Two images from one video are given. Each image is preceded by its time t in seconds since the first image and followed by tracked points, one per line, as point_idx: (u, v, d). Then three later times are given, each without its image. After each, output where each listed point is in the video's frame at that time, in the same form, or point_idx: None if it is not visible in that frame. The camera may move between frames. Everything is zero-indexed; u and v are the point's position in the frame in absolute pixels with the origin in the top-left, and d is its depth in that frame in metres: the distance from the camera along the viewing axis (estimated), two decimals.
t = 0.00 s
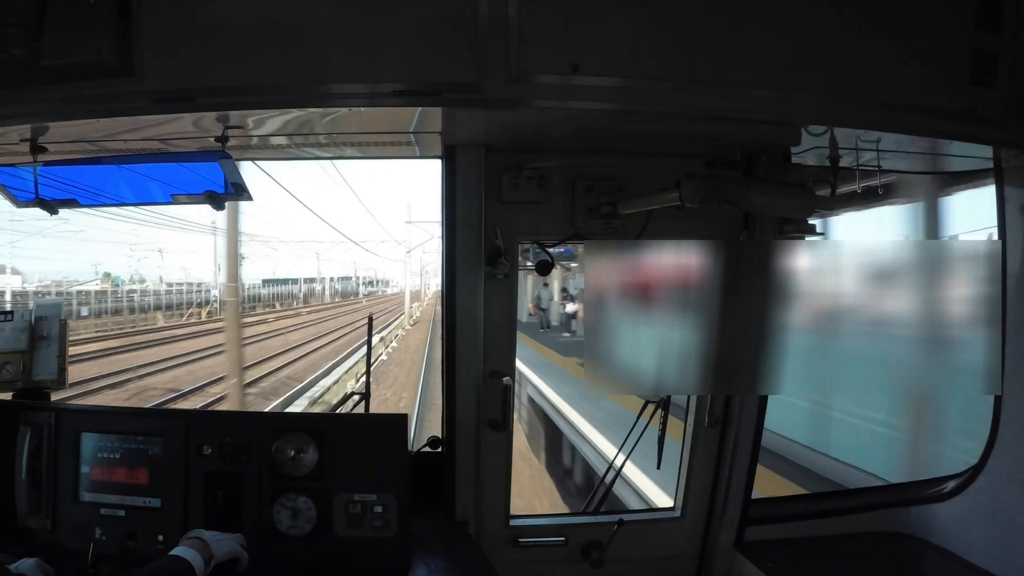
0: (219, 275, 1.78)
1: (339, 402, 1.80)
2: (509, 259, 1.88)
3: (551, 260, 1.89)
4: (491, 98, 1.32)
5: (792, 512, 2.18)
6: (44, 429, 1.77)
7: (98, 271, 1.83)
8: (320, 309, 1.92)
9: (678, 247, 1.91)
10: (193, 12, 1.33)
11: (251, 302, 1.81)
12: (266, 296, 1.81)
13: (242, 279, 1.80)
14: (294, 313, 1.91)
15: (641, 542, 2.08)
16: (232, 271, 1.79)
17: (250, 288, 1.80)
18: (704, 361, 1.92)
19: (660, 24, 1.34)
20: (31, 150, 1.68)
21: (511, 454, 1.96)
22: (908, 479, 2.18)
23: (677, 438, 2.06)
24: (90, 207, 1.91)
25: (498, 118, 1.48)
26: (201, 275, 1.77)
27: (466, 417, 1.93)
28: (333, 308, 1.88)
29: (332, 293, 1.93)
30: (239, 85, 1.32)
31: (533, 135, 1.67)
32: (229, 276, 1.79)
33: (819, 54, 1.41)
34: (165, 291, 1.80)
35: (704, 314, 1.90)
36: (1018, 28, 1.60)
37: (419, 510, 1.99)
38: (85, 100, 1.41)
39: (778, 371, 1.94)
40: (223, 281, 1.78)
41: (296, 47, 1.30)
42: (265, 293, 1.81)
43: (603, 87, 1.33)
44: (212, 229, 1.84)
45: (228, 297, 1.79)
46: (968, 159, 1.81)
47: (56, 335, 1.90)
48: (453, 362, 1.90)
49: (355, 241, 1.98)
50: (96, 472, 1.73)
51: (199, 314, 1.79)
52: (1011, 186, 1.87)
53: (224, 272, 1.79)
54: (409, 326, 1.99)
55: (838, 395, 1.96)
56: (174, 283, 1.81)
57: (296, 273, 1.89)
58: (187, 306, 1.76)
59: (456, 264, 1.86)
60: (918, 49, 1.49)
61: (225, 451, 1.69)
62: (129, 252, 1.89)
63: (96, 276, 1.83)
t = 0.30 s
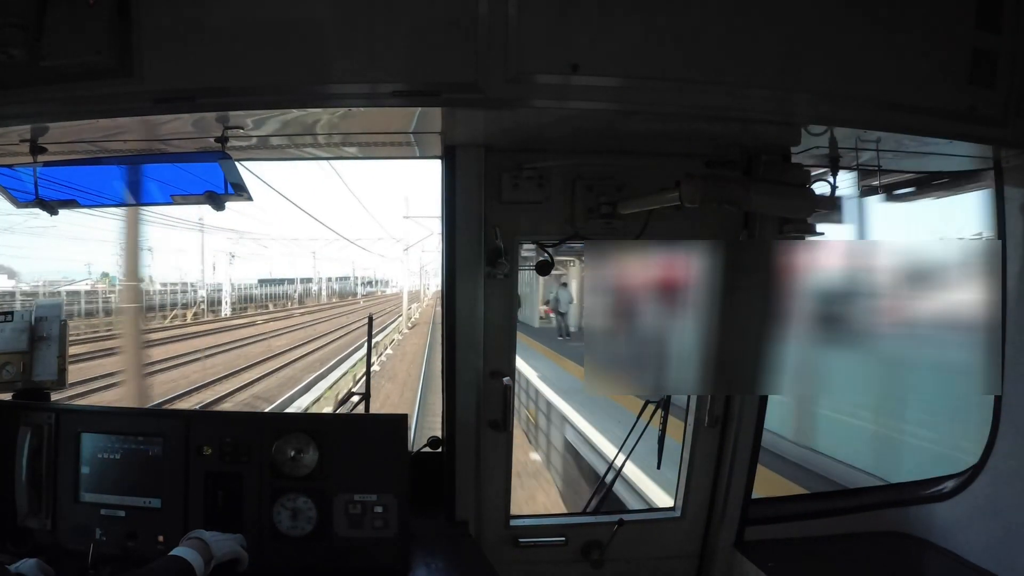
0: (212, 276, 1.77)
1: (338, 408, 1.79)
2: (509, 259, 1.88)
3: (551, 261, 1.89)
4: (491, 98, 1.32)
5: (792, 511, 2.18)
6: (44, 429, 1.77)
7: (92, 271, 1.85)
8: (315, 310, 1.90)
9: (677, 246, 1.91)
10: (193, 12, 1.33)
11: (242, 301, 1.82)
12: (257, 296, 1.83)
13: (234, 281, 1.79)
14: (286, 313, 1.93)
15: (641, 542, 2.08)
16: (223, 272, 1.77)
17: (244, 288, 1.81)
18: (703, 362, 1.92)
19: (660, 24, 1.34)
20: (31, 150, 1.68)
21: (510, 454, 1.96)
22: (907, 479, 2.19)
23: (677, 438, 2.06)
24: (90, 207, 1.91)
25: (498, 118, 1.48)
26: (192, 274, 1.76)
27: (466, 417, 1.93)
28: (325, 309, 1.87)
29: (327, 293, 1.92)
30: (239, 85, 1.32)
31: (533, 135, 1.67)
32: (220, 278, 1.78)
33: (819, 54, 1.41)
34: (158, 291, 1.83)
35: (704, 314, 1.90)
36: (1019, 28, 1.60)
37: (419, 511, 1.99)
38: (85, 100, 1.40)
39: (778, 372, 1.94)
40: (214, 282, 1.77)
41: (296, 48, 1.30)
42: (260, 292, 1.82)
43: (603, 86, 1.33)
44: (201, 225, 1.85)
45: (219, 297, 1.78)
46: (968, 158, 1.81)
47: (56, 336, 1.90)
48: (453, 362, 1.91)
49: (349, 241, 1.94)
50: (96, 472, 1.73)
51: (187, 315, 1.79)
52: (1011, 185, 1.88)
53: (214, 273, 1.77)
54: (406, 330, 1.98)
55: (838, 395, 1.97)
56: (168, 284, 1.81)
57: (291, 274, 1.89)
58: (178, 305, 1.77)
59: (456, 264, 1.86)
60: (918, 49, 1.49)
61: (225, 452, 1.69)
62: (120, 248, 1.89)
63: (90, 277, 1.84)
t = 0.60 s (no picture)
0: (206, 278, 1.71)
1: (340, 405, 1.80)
2: (509, 259, 1.88)
3: (550, 261, 1.89)
4: (491, 98, 1.32)
5: (792, 511, 2.18)
6: (44, 429, 1.77)
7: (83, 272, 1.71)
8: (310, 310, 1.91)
9: (676, 246, 1.91)
10: (193, 11, 1.33)
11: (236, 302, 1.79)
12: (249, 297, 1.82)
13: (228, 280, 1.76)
14: (278, 314, 1.91)
15: (641, 542, 2.08)
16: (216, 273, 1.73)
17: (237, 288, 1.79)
18: (701, 363, 1.92)
19: (660, 24, 1.34)
20: (31, 150, 1.68)
21: (510, 454, 1.96)
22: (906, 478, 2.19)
23: (677, 440, 2.06)
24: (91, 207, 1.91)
25: (498, 118, 1.48)
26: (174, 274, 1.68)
27: (466, 418, 1.93)
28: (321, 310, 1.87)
29: (323, 293, 1.91)
30: (239, 85, 1.32)
31: (533, 135, 1.67)
32: (208, 278, 1.72)
33: (818, 54, 1.41)
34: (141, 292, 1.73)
35: (704, 314, 1.90)
36: (1018, 28, 1.60)
37: (419, 511, 1.99)
38: (85, 100, 1.41)
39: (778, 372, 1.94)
40: (203, 281, 1.70)
41: (296, 48, 1.30)
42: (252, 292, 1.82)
43: (603, 86, 1.33)
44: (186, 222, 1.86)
45: (209, 299, 1.72)
46: (969, 158, 1.81)
47: (56, 335, 1.90)
48: (453, 362, 1.91)
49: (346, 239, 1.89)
50: (96, 471, 1.73)
51: (171, 316, 1.72)
52: (1011, 186, 1.89)
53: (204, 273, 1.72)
54: (404, 335, 1.94)
55: (840, 394, 1.96)
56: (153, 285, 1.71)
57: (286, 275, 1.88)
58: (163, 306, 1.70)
59: (456, 264, 1.86)
60: (918, 49, 1.49)
61: (225, 452, 1.69)
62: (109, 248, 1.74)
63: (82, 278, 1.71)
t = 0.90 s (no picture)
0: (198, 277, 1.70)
1: (339, 402, 1.78)
2: (509, 260, 1.88)
3: (551, 262, 1.89)
4: (491, 98, 1.32)
5: (792, 512, 2.18)
6: (44, 429, 1.77)
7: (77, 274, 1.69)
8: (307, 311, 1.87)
9: (677, 247, 1.91)
10: (194, 11, 1.33)
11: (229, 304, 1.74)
12: (241, 298, 1.77)
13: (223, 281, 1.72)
14: (268, 316, 1.84)
15: (641, 542, 2.08)
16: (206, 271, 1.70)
17: (230, 288, 1.73)
18: (701, 365, 1.92)
19: (660, 25, 1.34)
20: (32, 150, 1.68)
21: (510, 455, 1.96)
22: (906, 478, 2.19)
23: (677, 441, 2.06)
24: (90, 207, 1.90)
25: (499, 118, 1.48)
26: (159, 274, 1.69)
27: (467, 418, 1.93)
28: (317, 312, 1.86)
29: (319, 294, 1.90)
30: (239, 85, 1.32)
31: (533, 135, 1.67)
32: (192, 277, 1.69)
33: (819, 55, 1.41)
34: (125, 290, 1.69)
35: (704, 315, 1.90)
36: (1018, 29, 1.61)
37: (419, 511, 1.99)
38: (85, 100, 1.41)
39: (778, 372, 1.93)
40: (188, 280, 1.69)
41: (296, 48, 1.30)
42: (244, 293, 1.76)
43: (603, 87, 1.33)
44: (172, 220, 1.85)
45: (194, 300, 1.70)
46: (970, 160, 1.81)
47: (56, 335, 1.90)
48: (453, 363, 1.91)
49: (342, 239, 1.84)
50: (96, 471, 1.73)
51: (153, 319, 1.74)
52: (1011, 187, 1.90)
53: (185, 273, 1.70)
54: (400, 340, 1.91)
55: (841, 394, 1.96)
56: (138, 283, 1.69)
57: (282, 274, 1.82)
58: (144, 309, 1.72)
59: (456, 265, 1.86)
60: (918, 50, 1.49)
61: (225, 452, 1.69)
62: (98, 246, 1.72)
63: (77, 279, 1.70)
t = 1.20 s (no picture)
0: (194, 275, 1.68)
1: (339, 404, 1.81)
2: (509, 260, 1.88)
3: (551, 261, 1.89)
4: (491, 99, 1.32)
5: (793, 513, 2.18)
6: (43, 430, 1.77)
7: (71, 276, 1.72)
8: (303, 312, 1.82)
9: (677, 247, 1.91)
10: (193, 12, 1.33)
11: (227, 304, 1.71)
12: (232, 299, 1.72)
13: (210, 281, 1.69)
14: (260, 319, 1.79)
15: (641, 542, 2.08)
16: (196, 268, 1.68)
17: (220, 288, 1.70)
18: (701, 363, 1.92)
19: (660, 25, 1.34)
20: (32, 150, 1.68)
21: (510, 455, 1.96)
22: (906, 478, 2.19)
23: (677, 441, 2.06)
24: (89, 207, 1.88)
25: (499, 118, 1.47)
26: (144, 271, 1.68)
27: (467, 418, 1.93)
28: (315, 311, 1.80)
29: (316, 294, 1.83)
30: (239, 85, 1.32)
31: (533, 135, 1.67)
32: (182, 276, 1.67)
33: (819, 55, 1.41)
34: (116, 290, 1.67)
35: (705, 315, 1.90)
36: (1018, 29, 1.61)
37: (419, 511, 1.99)
38: (85, 100, 1.40)
39: (778, 372, 1.93)
40: (175, 278, 1.67)
41: (296, 48, 1.30)
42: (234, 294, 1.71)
43: (603, 87, 1.33)
44: (155, 216, 1.84)
45: (179, 301, 1.67)
46: (970, 160, 1.81)
47: (56, 336, 1.90)
48: (453, 363, 1.91)
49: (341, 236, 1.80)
50: (96, 472, 1.73)
51: (133, 321, 1.67)
52: (1011, 186, 1.90)
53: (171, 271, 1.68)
54: (397, 346, 1.86)
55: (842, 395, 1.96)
56: (127, 281, 1.68)
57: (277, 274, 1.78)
58: (123, 310, 1.65)
59: (457, 265, 1.86)
60: (918, 50, 1.49)
61: (225, 452, 1.69)
62: (85, 245, 1.74)
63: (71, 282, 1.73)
